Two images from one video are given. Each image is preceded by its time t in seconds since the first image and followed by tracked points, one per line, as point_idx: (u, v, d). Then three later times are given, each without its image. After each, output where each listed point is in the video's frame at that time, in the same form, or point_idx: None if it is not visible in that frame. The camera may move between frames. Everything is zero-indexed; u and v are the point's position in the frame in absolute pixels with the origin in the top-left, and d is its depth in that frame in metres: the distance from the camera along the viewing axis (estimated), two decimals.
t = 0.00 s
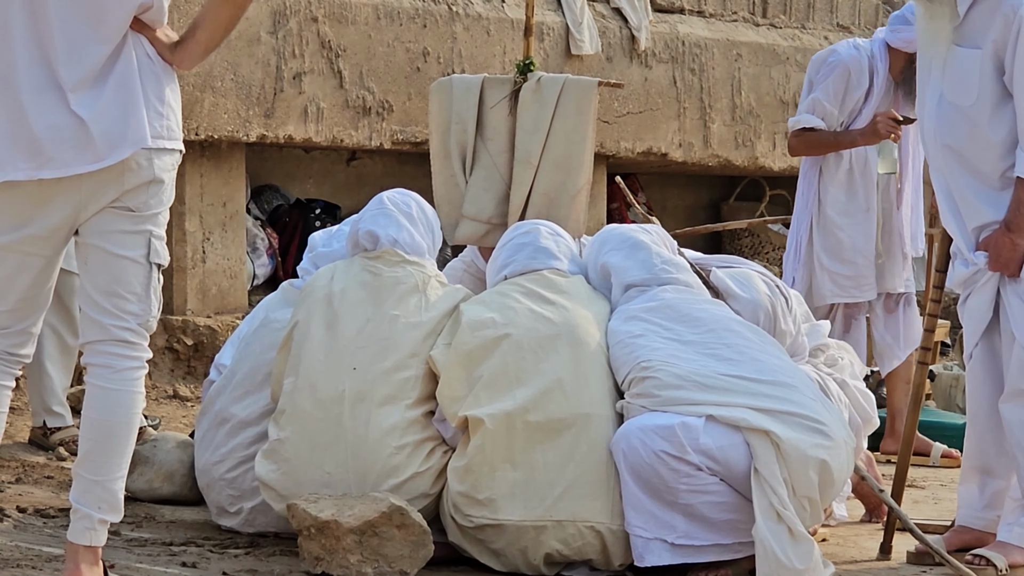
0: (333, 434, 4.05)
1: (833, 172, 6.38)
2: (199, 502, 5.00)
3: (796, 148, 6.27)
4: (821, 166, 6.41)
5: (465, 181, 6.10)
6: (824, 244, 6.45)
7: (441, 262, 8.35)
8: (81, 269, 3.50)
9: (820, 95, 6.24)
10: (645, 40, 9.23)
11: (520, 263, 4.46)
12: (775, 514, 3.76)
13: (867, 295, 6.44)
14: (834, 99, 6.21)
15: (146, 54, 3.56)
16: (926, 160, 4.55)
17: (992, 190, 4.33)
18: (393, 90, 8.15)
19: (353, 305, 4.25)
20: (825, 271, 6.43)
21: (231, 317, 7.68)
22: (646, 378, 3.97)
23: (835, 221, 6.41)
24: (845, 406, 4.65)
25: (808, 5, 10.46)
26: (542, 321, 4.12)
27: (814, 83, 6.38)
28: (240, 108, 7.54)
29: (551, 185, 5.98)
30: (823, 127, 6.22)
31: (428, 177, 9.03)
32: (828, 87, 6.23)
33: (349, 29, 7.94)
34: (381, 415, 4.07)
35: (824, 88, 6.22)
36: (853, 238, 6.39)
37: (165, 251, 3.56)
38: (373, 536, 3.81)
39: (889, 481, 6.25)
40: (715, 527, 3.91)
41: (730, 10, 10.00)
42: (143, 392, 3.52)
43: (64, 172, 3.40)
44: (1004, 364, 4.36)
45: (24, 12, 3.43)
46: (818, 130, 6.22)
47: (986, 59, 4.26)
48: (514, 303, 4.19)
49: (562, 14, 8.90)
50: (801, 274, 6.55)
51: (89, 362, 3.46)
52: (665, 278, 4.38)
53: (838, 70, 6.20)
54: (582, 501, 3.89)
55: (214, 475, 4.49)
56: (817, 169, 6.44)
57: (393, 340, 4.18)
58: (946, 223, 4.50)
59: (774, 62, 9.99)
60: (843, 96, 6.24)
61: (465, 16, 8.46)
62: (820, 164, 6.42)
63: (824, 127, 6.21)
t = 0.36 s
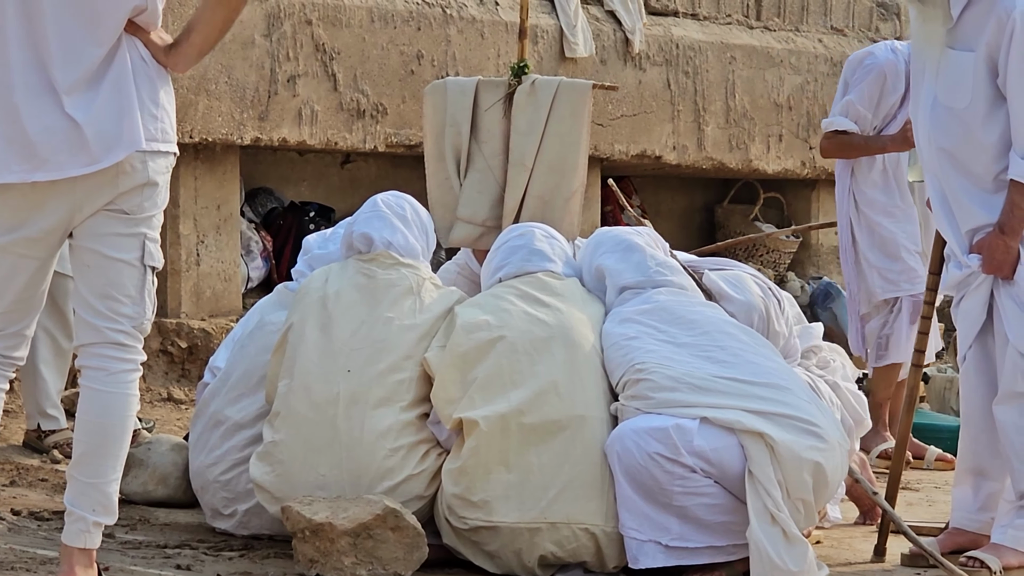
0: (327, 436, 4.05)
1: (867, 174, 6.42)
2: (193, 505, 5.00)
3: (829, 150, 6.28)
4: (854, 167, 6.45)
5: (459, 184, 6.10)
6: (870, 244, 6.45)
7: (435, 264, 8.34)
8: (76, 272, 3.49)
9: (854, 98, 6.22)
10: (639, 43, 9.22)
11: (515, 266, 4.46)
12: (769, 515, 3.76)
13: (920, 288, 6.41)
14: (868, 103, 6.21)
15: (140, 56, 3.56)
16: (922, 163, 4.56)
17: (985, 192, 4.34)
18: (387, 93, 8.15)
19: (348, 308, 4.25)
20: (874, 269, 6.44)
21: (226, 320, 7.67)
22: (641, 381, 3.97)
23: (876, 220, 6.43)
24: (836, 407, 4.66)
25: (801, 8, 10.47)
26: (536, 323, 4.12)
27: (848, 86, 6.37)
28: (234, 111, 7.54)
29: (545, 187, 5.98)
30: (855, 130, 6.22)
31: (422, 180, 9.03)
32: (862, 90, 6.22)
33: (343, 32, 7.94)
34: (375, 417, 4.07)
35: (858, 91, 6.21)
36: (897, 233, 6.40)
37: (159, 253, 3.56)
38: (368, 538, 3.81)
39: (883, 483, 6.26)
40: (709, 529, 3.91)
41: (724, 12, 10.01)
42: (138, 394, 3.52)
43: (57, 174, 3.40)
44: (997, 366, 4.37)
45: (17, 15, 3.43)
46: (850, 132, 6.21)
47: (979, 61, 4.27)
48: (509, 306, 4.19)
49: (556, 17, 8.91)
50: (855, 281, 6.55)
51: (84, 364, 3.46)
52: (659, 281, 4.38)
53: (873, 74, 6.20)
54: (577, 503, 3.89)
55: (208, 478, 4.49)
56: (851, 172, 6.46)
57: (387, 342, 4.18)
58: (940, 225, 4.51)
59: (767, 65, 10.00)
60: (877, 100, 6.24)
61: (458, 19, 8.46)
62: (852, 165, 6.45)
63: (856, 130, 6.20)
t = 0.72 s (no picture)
0: (316, 439, 4.06)
1: (895, 182, 6.30)
2: (183, 510, 4.99)
3: (853, 159, 5.97)
4: (881, 175, 6.32)
5: (448, 188, 6.11)
6: (890, 255, 6.36)
7: (424, 268, 8.35)
8: (65, 276, 3.49)
9: (877, 103, 5.96)
10: (628, 47, 9.24)
11: (504, 269, 4.47)
12: (758, 519, 3.77)
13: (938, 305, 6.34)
14: (893, 106, 5.95)
15: (129, 60, 3.56)
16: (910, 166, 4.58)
17: (974, 196, 4.35)
18: (376, 96, 8.15)
19: (337, 311, 4.25)
20: (894, 281, 6.35)
21: (215, 325, 7.67)
22: (629, 384, 3.98)
23: (901, 229, 6.32)
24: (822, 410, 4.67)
25: (790, 12, 10.49)
26: (525, 326, 4.13)
27: (865, 92, 6.14)
28: (223, 115, 7.53)
29: (534, 191, 5.99)
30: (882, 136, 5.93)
31: (412, 184, 9.03)
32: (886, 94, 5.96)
33: (332, 36, 7.95)
34: (364, 421, 4.07)
35: (881, 95, 5.95)
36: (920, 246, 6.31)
37: (149, 257, 3.56)
38: (357, 542, 3.81)
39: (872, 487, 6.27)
40: (699, 533, 3.92)
41: (713, 16, 10.03)
42: (127, 398, 3.52)
43: (48, 178, 3.40)
44: (986, 370, 4.38)
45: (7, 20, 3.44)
46: (876, 139, 5.92)
47: (967, 65, 4.29)
48: (497, 309, 4.20)
49: (545, 21, 8.92)
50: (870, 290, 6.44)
51: (73, 368, 3.46)
52: (648, 284, 4.39)
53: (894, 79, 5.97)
54: (566, 507, 3.90)
55: (197, 482, 4.49)
56: (878, 180, 6.33)
57: (376, 346, 4.18)
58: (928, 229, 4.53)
59: (756, 69, 10.02)
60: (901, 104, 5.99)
61: (447, 23, 8.46)
62: (879, 173, 6.32)
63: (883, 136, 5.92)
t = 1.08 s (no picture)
0: (305, 442, 4.06)
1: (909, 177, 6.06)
2: (171, 512, 4.99)
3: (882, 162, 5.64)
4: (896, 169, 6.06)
5: (437, 190, 6.12)
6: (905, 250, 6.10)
7: (413, 270, 8.35)
8: (55, 278, 3.49)
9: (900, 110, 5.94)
10: (617, 49, 9.25)
11: (492, 272, 4.48)
12: (746, 521, 3.78)
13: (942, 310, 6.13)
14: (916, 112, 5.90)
15: (118, 62, 3.55)
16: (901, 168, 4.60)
17: (963, 199, 4.37)
18: (365, 98, 8.15)
19: (325, 314, 4.25)
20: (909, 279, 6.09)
21: (204, 327, 7.66)
22: (618, 387, 3.99)
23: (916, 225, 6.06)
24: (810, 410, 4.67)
25: (779, 14, 10.51)
26: (513, 329, 4.14)
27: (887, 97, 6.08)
28: (212, 117, 7.53)
29: (523, 194, 6.00)
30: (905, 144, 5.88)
31: (401, 186, 9.03)
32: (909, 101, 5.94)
33: (321, 38, 7.95)
34: (352, 423, 4.07)
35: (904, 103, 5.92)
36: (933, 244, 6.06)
37: (138, 260, 3.56)
38: (345, 544, 3.82)
39: (860, 489, 6.29)
40: (687, 535, 3.93)
41: (702, 18, 10.05)
42: (116, 401, 3.52)
43: (37, 180, 3.41)
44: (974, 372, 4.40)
45: None
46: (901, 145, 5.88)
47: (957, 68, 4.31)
48: (486, 312, 4.20)
49: (534, 23, 8.94)
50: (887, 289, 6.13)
51: (62, 370, 3.46)
52: (636, 287, 4.39)
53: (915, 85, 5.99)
54: (554, 509, 3.91)
55: (185, 484, 4.49)
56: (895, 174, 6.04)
57: (365, 348, 4.18)
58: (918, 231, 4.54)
59: (745, 71, 10.04)
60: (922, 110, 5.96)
61: (436, 25, 8.47)
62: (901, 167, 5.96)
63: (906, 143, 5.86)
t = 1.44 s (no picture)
0: (297, 439, 4.06)
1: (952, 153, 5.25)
2: (164, 509, 4.99)
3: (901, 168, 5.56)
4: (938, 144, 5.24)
5: (429, 187, 6.11)
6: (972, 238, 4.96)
7: (406, 267, 8.34)
8: (46, 276, 3.49)
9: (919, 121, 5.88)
10: (609, 46, 9.25)
11: (484, 269, 4.48)
12: (739, 518, 3.79)
13: None
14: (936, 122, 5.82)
15: (109, 60, 3.55)
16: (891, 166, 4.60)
17: (956, 195, 4.38)
18: (357, 95, 8.14)
19: (318, 311, 4.25)
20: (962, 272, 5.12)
21: (196, 324, 7.66)
22: (610, 383, 4.00)
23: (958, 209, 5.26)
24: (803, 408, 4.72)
25: (771, 11, 10.52)
26: (506, 326, 4.14)
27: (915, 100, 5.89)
28: (204, 114, 7.53)
29: (515, 190, 6.00)
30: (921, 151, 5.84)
31: (393, 183, 9.02)
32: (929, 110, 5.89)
33: (313, 35, 7.94)
34: (345, 420, 4.08)
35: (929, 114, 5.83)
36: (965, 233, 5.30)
37: (130, 257, 3.55)
38: (338, 541, 3.81)
39: (853, 486, 6.30)
40: (680, 531, 3.94)
41: (694, 15, 10.05)
42: (108, 398, 3.52)
43: (28, 177, 3.40)
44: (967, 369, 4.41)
45: None
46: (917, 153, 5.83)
47: (950, 64, 4.32)
48: (478, 309, 4.21)
49: (526, 20, 8.93)
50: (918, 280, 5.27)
51: (54, 368, 3.45)
52: (628, 283, 4.40)
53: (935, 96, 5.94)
54: (547, 505, 3.91)
55: (178, 481, 4.49)
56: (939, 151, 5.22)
57: (357, 345, 4.18)
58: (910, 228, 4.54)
59: (737, 68, 10.04)
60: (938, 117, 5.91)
61: (428, 22, 8.46)
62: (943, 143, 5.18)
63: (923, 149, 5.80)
